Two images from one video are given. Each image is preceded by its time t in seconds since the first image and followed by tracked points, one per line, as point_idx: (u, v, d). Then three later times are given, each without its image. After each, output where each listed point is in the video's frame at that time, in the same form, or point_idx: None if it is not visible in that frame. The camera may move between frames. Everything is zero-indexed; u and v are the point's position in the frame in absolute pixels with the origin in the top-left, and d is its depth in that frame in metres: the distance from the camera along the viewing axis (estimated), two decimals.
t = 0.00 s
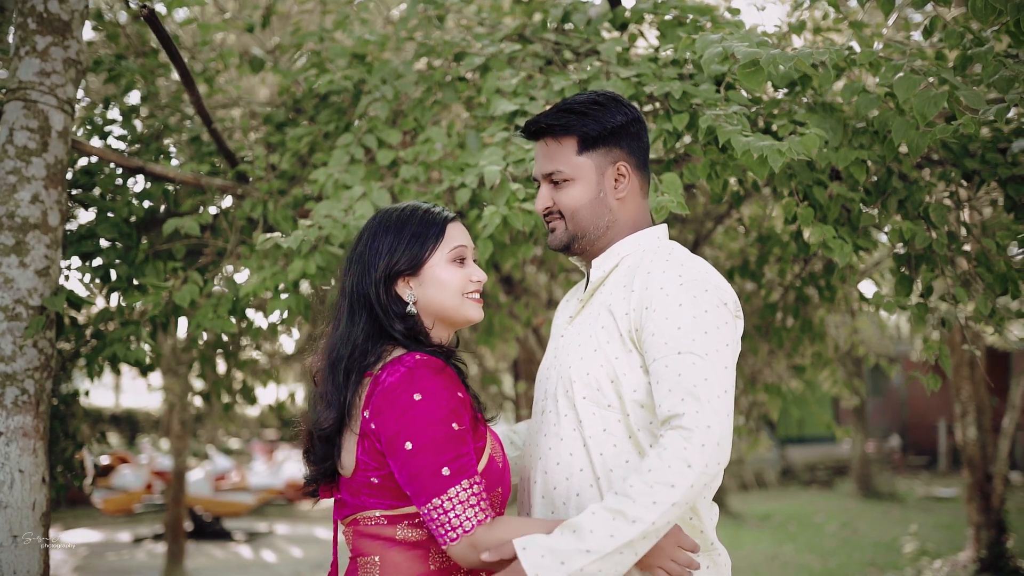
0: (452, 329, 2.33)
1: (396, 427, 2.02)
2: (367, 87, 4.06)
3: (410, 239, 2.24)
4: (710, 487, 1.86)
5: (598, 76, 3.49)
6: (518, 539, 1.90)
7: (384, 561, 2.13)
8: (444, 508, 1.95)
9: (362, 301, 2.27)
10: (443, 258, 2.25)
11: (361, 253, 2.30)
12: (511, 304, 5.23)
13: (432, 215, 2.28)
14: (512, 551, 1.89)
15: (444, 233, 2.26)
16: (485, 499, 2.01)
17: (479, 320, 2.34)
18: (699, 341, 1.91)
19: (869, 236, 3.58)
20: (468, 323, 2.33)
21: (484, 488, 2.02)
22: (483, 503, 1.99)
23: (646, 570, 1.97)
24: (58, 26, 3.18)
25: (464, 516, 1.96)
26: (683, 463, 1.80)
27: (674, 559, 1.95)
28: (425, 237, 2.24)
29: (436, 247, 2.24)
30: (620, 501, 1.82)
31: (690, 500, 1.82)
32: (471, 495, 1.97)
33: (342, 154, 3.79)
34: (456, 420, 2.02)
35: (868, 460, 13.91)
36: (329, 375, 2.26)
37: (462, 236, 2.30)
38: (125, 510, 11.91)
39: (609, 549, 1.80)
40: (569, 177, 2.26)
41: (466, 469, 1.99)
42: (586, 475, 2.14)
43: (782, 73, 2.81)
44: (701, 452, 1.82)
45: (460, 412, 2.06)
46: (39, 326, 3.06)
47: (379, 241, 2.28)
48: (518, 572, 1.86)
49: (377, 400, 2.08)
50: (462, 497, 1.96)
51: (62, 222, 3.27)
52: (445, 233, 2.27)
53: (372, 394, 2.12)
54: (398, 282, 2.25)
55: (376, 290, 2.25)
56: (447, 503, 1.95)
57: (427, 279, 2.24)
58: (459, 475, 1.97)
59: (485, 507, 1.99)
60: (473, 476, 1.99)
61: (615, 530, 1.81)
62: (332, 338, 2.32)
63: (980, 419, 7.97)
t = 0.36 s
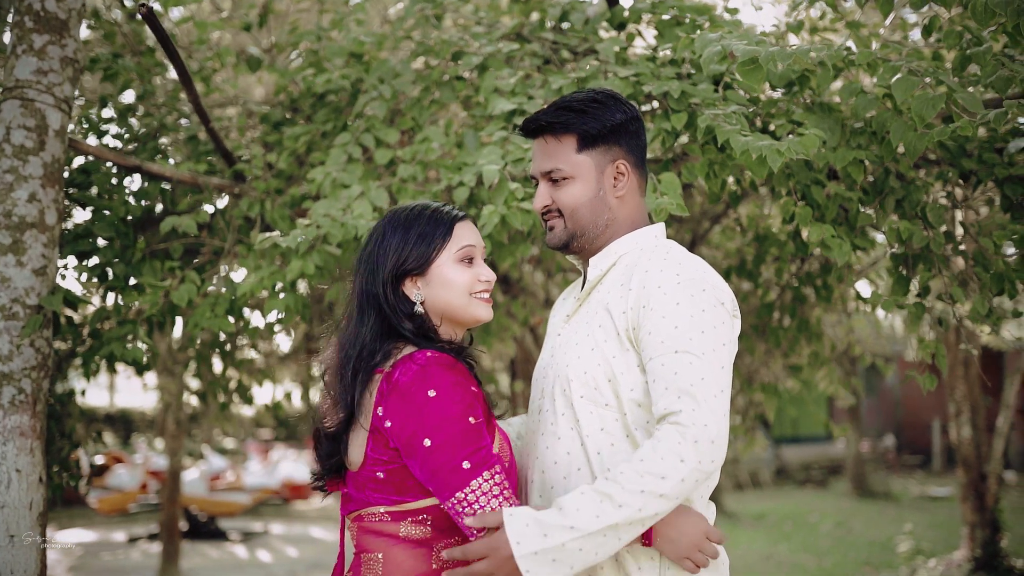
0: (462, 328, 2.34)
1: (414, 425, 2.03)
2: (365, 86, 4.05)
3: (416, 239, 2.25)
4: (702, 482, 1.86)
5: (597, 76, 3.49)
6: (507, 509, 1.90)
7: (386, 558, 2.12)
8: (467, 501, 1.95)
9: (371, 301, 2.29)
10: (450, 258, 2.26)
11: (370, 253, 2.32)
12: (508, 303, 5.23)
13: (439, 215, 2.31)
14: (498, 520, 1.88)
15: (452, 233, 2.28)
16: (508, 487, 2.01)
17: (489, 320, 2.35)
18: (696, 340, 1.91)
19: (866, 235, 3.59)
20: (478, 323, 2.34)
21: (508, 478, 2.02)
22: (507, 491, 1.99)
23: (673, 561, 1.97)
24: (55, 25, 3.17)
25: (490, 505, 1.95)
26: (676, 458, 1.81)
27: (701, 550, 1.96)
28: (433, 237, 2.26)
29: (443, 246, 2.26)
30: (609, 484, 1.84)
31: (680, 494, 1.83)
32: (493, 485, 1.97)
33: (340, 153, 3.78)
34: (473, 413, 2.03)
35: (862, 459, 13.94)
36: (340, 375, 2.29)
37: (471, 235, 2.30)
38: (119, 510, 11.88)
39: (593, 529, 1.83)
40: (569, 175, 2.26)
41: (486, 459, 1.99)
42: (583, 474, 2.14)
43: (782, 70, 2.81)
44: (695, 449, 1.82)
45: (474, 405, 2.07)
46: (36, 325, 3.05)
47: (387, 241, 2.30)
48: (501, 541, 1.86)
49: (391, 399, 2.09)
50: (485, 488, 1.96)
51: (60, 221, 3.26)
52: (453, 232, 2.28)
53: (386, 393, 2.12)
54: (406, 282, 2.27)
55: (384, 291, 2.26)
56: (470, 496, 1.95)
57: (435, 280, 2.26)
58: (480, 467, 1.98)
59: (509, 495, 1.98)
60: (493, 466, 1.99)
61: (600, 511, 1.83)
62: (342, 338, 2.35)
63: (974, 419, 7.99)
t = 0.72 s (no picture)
0: (473, 329, 2.33)
1: (432, 424, 2.04)
2: (364, 85, 4.05)
3: (423, 239, 2.27)
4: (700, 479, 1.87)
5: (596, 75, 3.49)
6: (501, 486, 1.90)
7: (389, 556, 2.12)
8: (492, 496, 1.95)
9: (380, 303, 2.31)
10: (458, 259, 2.27)
11: (379, 255, 2.35)
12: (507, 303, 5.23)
13: (447, 216, 2.32)
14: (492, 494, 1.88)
15: (459, 234, 2.29)
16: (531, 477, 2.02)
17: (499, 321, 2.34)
18: (696, 340, 1.91)
19: (865, 235, 3.59)
20: (488, 323, 2.33)
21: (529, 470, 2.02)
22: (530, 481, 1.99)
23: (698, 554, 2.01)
24: (54, 24, 3.17)
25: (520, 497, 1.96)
26: (673, 453, 1.82)
27: (725, 542, 2.03)
28: (440, 238, 2.27)
29: (450, 247, 2.27)
30: (604, 470, 1.85)
31: (674, 489, 1.83)
32: (516, 479, 1.97)
33: (339, 153, 3.78)
34: (491, 410, 2.03)
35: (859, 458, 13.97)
36: (349, 376, 2.31)
37: (478, 236, 2.30)
38: (116, 509, 11.88)
39: (584, 512, 1.82)
40: (570, 172, 2.26)
41: (506, 454, 1.99)
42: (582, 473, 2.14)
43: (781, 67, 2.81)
44: (694, 446, 1.82)
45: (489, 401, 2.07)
46: (35, 324, 3.05)
47: (396, 243, 2.32)
48: (491, 516, 1.86)
49: (408, 399, 2.09)
50: (507, 482, 1.96)
51: (59, 220, 3.26)
52: (460, 233, 2.29)
53: (401, 393, 2.12)
54: (414, 284, 2.28)
55: (392, 293, 2.28)
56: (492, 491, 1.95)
57: (442, 281, 2.26)
58: (501, 462, 1.98)
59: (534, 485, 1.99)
60: (514, 461, 1.99)
61: (593, 495, 1.83)
62: (354, 340, 2.37)
63: (971, 418, 8.00)
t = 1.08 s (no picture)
0: (481, 330, 2.34)
1: (444, 422, 2.05)
2: (362, 83, 4.05)
3: (431, 241, 2.28)
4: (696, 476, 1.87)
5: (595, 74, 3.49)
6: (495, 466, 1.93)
7: (390, 553, 2.12)
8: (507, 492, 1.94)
9: (389, 304, 2.33)
10: (465, 262, 2.27)
11: (389, 256, 2.38)
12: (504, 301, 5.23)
13: (456, 217, 2.32)
14: (487, 474, 1.91)
15: (466, 236, 2.29)
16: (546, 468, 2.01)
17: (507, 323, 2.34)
18: (694, 338, 1.90)
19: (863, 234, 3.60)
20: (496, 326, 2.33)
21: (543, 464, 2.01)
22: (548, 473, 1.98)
23: (714, 547, 2.04)
24: (51, 21, 3.16)
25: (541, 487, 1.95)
26: (669, 449, 1.81)
27: (741, 537, 2.05)
28: (447, 240, 2.28)
29: (457, 249, 2.27)
30: (599, 460, 1.85)
31: (667, 483, 1.84)
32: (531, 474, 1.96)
33: (337, 151, 3.77)
34: (502, 407, 2.03)
35: (853, 458, 14.01)
36: (358, 374, 2.34)
37: (486, 239, 2.30)
38: (112, 508, 11.87)
39: (576, 499, 1.83)
40: (572, 169, 2.25)
41: (519, 449, 1.98)
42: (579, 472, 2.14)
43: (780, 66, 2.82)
44: (690, 443, 1.82)
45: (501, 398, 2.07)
46: (33, 322, 3.05)
47: (405, 244, 2.34)
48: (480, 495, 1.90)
49: (420, 399, 2.11)
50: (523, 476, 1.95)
51: (56, 218, 3.25)
52: (467, 235, 2.29)
53: (413, 393, 2.13)
54: (421, 286, 2.30)
55: (400, 293, 2.31)
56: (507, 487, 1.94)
57: (448, 283, 2.27)
58: (515, 457, 1.96)
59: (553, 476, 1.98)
60: (529, 455, 1.97)
61: (586, 483, 1.84)
62: (365, 339, 2.40)
63: (966, 417, 8.02)
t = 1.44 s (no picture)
0: (491, 334, 2.33)
1: (453, 420, 2.04)
2: (361, 82, 4.04)
3: (441, 242, 2.29)
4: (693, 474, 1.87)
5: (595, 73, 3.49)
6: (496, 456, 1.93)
7: (391, 551, 2.12)
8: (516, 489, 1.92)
9: (401, 303, 2.35)
10: (473, 265, 2.26)
11: (404, 255, 2.40)
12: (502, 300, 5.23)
13: (468, 219, 2.32)
14: (487, 463, 1.91)
15: (476, 240, 2.28)
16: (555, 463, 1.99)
17: (516, 329, 2.31)
18: (693, 337, 1.91)
19: (862, 233, 3.61)
20: (504, 331, 2.31)
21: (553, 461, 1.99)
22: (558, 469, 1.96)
23: (722, 541, 2.05)
24: (51, 20, 3.15)
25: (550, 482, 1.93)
26: (666, 446, 1.82)
27: (748, 531, 2.07)
28: (457, 243, 2.27)
29: (465, 252, 2.27)
30: (595, 454, 1.85)
31: (664, 479, 1.84)
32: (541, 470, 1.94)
33: (337, 150, 3.77)
34: (512, 406, 2.02)
35: (850, 457, 14.03)
36: (368, 370, 2.37)
37: (496, 244, 2.28)
38: (108, 506, 11.86)
39: (571, 491, 1.83)
40: (576, 167, 2.25)
41: (529, 446, 1.96)
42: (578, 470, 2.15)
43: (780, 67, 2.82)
44: (689, 441, 1.83)
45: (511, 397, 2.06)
46: (32, 321, 3.04)
47: (418, 244, 2.35)
48: (479, 487, 1.88)
49: (429, 397, 2.10)
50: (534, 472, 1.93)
51: (55, 217, 3.25)
52: (477, 239, 2.28)
53: (422, 391, 2.13)
54: (431, 287, 2.31)
55: (410, 293, 2.33)
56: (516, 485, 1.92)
57: (456, 287, 2.27)
58: (524, 453, 1.94)
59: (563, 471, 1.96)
60: (538, 451, 1.94)
61: (581, 475, 1.84)
62: (378, 335, 2.43)
63: (962, 416, 8.04)
